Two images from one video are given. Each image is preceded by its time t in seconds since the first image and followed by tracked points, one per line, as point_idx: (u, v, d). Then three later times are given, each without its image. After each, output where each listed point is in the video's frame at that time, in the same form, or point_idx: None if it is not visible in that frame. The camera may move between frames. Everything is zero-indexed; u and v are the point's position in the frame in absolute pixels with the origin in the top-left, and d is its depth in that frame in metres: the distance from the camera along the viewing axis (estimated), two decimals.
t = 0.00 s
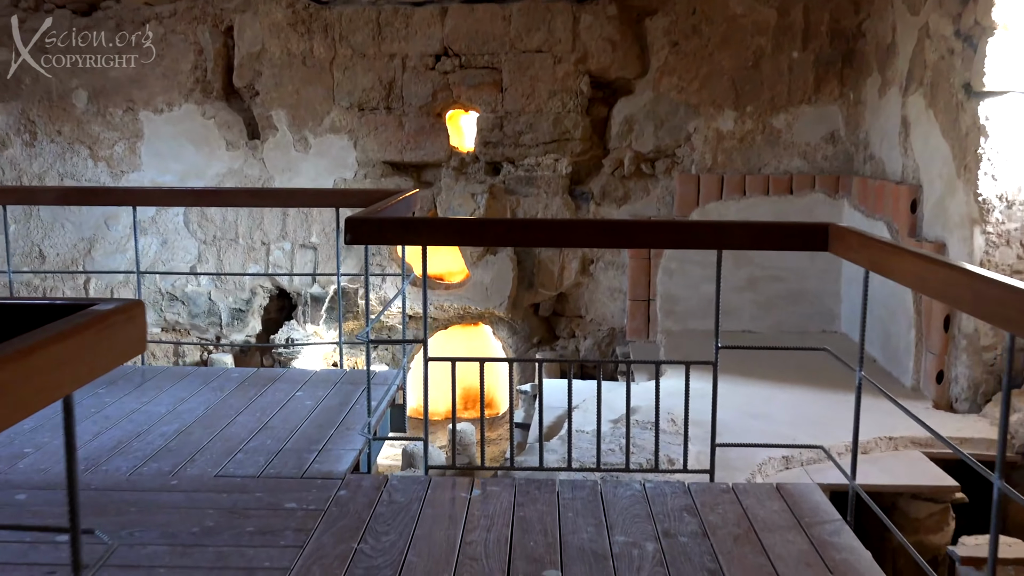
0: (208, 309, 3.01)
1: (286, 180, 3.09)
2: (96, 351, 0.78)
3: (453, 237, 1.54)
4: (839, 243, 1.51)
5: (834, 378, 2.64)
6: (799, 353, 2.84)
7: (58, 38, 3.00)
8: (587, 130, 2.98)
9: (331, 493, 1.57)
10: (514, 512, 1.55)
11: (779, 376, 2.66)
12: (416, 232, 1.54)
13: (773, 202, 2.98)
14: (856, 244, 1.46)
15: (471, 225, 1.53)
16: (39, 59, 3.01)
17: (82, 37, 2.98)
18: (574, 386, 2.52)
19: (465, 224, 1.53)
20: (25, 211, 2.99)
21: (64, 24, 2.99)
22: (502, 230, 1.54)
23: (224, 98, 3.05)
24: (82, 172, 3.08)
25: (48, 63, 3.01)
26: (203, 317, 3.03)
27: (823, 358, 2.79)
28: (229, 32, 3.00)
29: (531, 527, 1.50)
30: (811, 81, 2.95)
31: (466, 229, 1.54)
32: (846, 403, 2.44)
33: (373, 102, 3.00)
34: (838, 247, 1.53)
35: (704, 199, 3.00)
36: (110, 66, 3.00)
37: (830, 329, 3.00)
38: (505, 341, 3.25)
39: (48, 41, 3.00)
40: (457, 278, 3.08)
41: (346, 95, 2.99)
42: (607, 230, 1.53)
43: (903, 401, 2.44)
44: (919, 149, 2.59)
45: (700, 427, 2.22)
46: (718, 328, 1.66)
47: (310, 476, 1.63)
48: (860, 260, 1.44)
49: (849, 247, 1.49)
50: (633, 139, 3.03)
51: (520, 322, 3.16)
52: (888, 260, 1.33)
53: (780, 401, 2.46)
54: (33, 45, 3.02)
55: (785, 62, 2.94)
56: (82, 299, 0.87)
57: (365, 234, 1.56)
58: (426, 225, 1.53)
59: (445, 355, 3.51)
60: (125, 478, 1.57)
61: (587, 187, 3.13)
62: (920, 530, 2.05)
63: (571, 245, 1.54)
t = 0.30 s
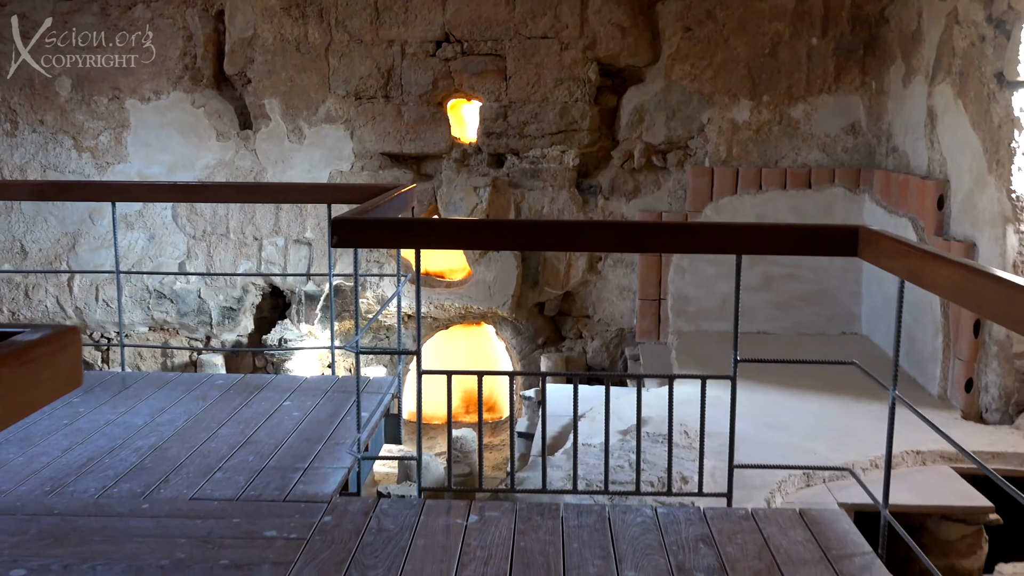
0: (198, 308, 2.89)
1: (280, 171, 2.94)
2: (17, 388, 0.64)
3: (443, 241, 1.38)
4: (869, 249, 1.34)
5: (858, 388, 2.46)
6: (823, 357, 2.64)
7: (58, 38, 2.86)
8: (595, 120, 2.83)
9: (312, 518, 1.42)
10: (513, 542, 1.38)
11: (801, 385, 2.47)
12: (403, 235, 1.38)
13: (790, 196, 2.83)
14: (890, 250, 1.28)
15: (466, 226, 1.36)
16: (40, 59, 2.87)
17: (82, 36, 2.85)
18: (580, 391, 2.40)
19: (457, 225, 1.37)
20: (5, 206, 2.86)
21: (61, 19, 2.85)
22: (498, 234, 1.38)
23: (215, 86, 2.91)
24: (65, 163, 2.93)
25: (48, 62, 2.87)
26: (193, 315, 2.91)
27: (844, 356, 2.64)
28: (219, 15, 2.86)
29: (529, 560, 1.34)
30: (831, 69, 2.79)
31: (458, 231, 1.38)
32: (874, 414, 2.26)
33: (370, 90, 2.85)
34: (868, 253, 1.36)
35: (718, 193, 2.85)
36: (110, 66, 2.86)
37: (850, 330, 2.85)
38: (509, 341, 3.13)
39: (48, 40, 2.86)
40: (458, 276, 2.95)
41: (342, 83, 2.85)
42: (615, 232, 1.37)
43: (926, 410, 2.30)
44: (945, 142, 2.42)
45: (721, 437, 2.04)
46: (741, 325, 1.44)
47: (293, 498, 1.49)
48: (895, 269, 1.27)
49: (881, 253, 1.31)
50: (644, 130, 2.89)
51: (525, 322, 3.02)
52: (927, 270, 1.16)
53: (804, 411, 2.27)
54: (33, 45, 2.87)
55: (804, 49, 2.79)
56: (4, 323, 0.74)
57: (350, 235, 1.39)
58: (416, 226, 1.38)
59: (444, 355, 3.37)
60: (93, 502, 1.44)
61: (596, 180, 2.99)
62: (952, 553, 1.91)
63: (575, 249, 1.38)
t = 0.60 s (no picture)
0: (186, 312, 2.77)
1: (272, 169, 2.82)
2: None
3: (430, 245, 1.25)
4: (903, 257, 1.18)
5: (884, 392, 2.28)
6: (841, 363, 2.51)
7: (59, 39, 2.76)
8: (602, 117, 2.71)
9: (295, 546, 1.30)
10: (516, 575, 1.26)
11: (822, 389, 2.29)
12: (387, 238, 1.25)
13: (805, 196, 2.70)
14: (925, 258, 1.13)
15: (455, 229, 1.24)
16: (40, 59, 2.77)
17: (83, 37, 2.75)
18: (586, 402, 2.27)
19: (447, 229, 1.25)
20: None
21: (59, 17, 2.75)
22: (492, 239, 1.25)
23: (205, 81, 2.80)
24: (49, 161, 2.82)
25: (47, 62, 2.76)
26: (182, 319, 2.78)
27: (862, 362, 2.51)
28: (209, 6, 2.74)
29: None
30: (848, 63, 2.67)
31: (447, 234, 1.25)
32: (906, 420, 2.04)
33: (366, 85, 2.73)
34: (898, 262, 1.20)
35: (729, 193, 2.73)
36: (109, 66, 2.76)
37: (866, 336, 2.73)
38: (510, 346, 2.99)
39: (48, 40, 2.76)
40: (457, 278, 2.85)
41: (337, 77, 2.73)
42: (617, 236, 1.23)
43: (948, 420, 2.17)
44: (970, 141, 2.25)
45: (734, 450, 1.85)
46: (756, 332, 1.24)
47: (277, 523, 1.36)
48: (933, 280, 1.11)
49: (916, 261, 1.16)
50: (652, 127, 2.77)
51: (528, 328, 2.89)
52: (973, 282, 1.00)
53: (829, 416, 2.08)
54: (33, 45, 2.77)
55: (820, 42, 2.67)
56: None
57: (332, 238, 1.27)
58: (402, 229, 1.25)
59: (445, 360, 3.25)
60: (59, 528, 1.31)
61: (602, 179, 2.86)
62: None
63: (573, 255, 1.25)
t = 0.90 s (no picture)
0: (174, 317, 2.67)
1: (263, 169, 2.72)
2: None
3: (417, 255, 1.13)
4: (935, 266, 1.06)
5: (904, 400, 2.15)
6: (854, 370, 2.41)
7: (57, 38, 2.66)
8: (604, 115, 2.61)
9: None
10: None
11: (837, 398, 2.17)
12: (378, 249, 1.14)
13: (815, 197, 2.60)
14: (962, 269, 1.00)
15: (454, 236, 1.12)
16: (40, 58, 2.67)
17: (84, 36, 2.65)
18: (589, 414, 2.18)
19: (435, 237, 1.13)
20: None
21: (51, 14, 2.65)
22: (479, 248, 1.13)
23: (193, 77, 2.71)
24: (32, 160, 2.72)
25: (48, 63, 2.67)
26: (169, 325, 2.69)
27: (875, 369, 2.41)
28: None
29: None
30: (860, 59, 2.57)
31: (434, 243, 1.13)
32: (929, 431, 1.92)
33: (361, 81, 2.64)
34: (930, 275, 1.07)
35: (736, 195, 2.63)
36: (111, 66, 2.66)
37: (878, 342, 2.63)
38: (510, 352, 2.89)
39: (48, 40, 2.66)
40: (455, 283, 2.74)
41: (329, 74, 2.63)
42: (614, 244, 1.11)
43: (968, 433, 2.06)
44: (990, 139, 2.13)
45: (746, 465, 1.71)
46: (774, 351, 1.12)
47: (259, 555, 1.26)
48: (972, 295, 0.98)
49: (951, 272, 1.03)
50: (656, 125, 2.68)
51: (528, 334, 2.80)
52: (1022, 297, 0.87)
53: (844, 425, 1.96)
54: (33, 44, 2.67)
55: (831, 37, 2.57)
56: None
57: (315, 246, 1.15)
58: (391, 237, 1.14)
59: (443, 369, 3.14)
60: (23, 561, 1.21)
61: (604, 179, 2.76)
62: None
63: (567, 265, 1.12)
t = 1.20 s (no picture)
0: (161, 325, 2.58)
1: (253, 172, 2.62)
2: None
3: (408, 268, 1.04)
4: (974, 281, 0.95)
5: (920, 413, 2.05)
6: (867, 381, 2.32)
7: (58, 39, 2.57)
8: (606, 116, 2.52)
9: None
10: None
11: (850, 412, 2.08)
12: (367, 262, 1.05)
13: (826, 201, 2.51)
14: (1004, 283, 0.90)
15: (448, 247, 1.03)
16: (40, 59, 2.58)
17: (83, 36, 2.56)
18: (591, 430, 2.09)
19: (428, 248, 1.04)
20: None
21: (39, 15, 2.56)
22: (475, 260, 1.03)
23: (181, 77, 2.62)
24: (14, 164, 2.62)
25: (48, 63, 2.57)
26: (156, 333, 2.60)
27: (888, 380, 2.33)
28: None
29: None
30: (871, 59, 2.48)
31: (426, 254, 1.04)
32: (948, 447, 1.82)
33: (354, 82, 2.55)
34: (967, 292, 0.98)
35: (744, 199, 2.54)
36: (110, 67, 2.58)
37: (889, 352, 2.55)
38: (509, 362, 2.79)
39: (48, 40, 2.57)
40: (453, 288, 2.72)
41: (321, 74, 2.54)
42: (622, 256, 1.01)
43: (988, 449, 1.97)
44: (1009, 140, 2.03)
45: (758, 486, 1.62)
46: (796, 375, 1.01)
47: None
48: (1018, 314, 0.88)
49: (991, 288, 0.93)
50: (660, 127, 2.58)
51: (528, 343, 2.71)
52: None
53: (860, 442, 1.86)
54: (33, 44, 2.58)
55: (840, 36, 2.48)
56: None
57: (299, 258, 1.06)
58: (381, 247, 1.04)
59: (440, 380, 3.04)
60: None
61: (607, 183, 2.67)
62: None
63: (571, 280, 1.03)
